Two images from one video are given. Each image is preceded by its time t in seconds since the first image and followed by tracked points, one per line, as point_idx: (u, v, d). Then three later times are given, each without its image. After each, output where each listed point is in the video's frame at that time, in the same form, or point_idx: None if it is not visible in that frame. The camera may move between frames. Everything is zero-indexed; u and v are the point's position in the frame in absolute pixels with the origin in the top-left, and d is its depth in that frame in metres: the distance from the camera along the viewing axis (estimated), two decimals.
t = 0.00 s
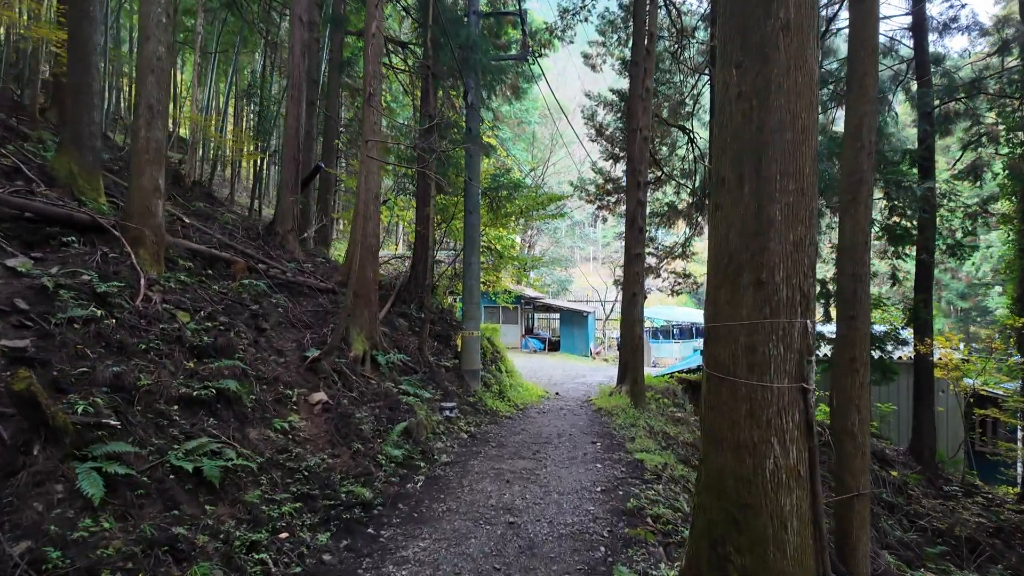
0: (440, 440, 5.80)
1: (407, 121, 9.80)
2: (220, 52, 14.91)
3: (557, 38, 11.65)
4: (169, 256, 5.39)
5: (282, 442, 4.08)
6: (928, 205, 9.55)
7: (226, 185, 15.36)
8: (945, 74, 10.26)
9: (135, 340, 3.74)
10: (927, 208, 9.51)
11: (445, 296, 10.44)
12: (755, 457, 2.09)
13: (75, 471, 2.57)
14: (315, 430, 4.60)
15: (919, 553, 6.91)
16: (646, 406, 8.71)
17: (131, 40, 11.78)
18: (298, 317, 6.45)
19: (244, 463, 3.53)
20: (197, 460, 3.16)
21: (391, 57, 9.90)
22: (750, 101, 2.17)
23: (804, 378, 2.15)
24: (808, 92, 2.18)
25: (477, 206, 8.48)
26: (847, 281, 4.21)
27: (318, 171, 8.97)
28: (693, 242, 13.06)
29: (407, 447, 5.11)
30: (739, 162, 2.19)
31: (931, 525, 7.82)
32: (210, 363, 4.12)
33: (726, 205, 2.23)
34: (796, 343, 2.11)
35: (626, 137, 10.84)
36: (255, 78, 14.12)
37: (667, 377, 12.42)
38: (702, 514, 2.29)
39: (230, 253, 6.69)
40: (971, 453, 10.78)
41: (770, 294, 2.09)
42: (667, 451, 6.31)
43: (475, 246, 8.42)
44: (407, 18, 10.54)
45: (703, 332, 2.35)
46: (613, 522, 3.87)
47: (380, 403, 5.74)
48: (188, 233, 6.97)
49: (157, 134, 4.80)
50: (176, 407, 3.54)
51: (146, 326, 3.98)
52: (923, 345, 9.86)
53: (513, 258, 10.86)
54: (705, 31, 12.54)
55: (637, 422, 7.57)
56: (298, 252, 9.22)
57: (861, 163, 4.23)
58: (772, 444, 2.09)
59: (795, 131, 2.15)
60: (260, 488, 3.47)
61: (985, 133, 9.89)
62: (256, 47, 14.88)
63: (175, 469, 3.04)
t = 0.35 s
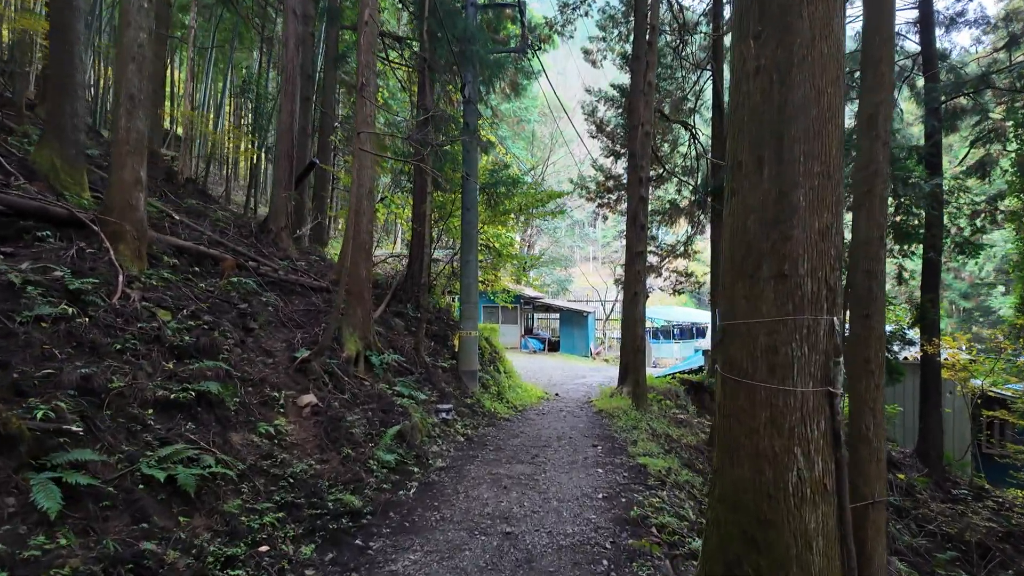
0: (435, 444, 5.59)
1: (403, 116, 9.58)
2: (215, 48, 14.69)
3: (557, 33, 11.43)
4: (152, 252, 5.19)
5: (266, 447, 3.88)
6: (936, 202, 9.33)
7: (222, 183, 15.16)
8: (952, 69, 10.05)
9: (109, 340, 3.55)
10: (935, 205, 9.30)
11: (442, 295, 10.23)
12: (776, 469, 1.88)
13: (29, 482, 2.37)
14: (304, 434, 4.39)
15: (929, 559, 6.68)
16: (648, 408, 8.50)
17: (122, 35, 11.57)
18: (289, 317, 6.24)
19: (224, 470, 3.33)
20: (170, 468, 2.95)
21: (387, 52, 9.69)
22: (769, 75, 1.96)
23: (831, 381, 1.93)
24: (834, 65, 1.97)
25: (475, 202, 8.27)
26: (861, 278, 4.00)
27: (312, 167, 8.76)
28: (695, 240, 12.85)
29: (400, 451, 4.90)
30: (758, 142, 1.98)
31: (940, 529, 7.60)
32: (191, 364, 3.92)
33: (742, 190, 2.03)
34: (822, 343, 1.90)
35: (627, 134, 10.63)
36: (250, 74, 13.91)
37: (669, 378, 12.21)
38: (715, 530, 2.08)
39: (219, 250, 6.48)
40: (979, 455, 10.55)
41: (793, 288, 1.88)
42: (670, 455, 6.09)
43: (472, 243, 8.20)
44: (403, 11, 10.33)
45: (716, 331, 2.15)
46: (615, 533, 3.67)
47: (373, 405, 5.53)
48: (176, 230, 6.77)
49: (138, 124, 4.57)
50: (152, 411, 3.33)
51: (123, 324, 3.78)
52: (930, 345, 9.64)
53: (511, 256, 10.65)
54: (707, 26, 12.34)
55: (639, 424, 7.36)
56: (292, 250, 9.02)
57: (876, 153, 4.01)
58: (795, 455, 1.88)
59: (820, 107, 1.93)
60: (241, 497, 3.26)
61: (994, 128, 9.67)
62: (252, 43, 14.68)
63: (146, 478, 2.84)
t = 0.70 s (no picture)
0: (427, 451, 5.34)
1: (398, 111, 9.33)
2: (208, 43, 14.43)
3: (556, 26, 11.16)
4: (128, 249, 4.93)
5: (243, 458, 3.62)
6: (945, 199, 9.08)
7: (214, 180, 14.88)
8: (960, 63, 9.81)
9: (71, 343, 3.31)
10: (943, 202, 9.06)
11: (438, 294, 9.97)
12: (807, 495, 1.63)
13: None
14: (285, 442, 4.14)
15: (941, 569, 6.44)
16: (649, 410, 8.21)
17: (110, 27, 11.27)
18: (275, 317, 5.98)
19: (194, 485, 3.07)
20: (130, 484, 2.68)
21: (381, 44, 9.43)
22: (800, 42, 1.71)
23: (872, 395, 1.67)
24: (875, 30, 1.71)
25: (471, 198, 8.01)
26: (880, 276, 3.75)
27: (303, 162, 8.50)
28: (696, 239, 12.60)
29: (390, 459, 4.64)
30: (786, 119, 1.74)
31: (950, 536, 7.34)
32: (163, 368, 3.65)
33: (768, 173, 1.78)
34: (861, 350, 1.64)
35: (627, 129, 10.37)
36: (243, 69, 13.63)
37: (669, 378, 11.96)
38: (736, 561, 1.82)
39: (203, 248, 6.21)
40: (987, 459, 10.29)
41: (827, 286, 1.63)
42: (674, 461, 5.83)
43: (468, 241, 7.95)
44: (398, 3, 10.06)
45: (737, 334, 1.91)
46: (617, 551, 3.41)
47: (361, 410, 5.28)
48: (158, 226, 6.50)
49: (111, 113, 4.29)
50: (115, 420, 3.07)
51: (88, 326, 3.54)
52: (937, 346, 9.40)
53: (508, 255, 10.39)
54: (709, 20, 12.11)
55: (640, 428, 7.10)
56: (282, 248, 8.75)
57: (895, 143, 3.76)
58: (830, 479, 1.62)
59: (859, 77, 1.67)
60: (211, 515, 2.99)
61: (1004, 123, 9.43)
62: (245, 38, 14.40)
63: (102, 497, 2.57)
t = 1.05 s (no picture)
0: (413, 455, 5.09)
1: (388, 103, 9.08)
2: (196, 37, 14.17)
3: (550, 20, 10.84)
4: (95, 242, 4.70)
5: (210, 465, 3.36)
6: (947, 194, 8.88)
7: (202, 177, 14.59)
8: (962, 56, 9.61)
9: (20, 342, 3.12)
10: (945, 197, 8.86)
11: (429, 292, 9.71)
12: (833, 515, 1.39)
13: None
14: (259, 447, 3.89)
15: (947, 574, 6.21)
16: (646, 411, 7.93)
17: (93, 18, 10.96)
18: (256, 315, 5.72)
19: (152, 495, 2.82)
20: (73, 496, 2.42)
21: (371, 35, 9.19)
22: None
23: (908, 398, 1.43)
24: None
25: (462, 192, 7.76)
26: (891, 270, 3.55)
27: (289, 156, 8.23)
28: (693, 236, 12.39)
29: (372, 464, 4.39)
30: (808, 79, 1.50)
31: (955, 540, 7.12)
32: (124, 368, 3.41)
33: (786, 140, 1.54)
34: (896, 346, 1.41)
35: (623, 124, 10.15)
36: (231, 63, 13.36)
37: (665, 378, 11.73)
38: None
39: (180, 242, 5.95)
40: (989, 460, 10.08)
41: (856, 272, 1.40)
42: (672, 465, 5.60)
43: (459, 237, 7.70)
44: None
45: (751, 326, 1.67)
46: (613, 563, 3.18)
47: (344, 412, 5.03)
48: (135, 220, 6.23)
49: (74, 96, 4.02)
50: (63, 424, 2.85)
51: (41, 323, 3.34)
52: (938, 345, 9.20)
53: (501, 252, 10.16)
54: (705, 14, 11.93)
55: (636, 430, 6.87)
56: (267, 245, 8.49)
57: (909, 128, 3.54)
58: (860, 497, 1.38)
59: (893, 28, 1.43)
60: (169, 528, 2.74)
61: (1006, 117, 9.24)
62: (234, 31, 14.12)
63: (39, 511, 2.31)
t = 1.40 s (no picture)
0: (400, 465, 4.79)
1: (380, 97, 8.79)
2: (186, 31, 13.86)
3: (546, 12, 10.42)
4: (57, 238, 4.43)
5: (171, 481, 3.06)
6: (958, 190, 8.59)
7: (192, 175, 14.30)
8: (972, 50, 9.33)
9: None
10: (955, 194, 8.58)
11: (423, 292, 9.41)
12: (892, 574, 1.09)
13: None
14: (230, 460, 3.59)
15: None
16: (647, 415, 7.63)
17: (77, 10, 10.66)
18: (236, 316, 5.43)
19: (97, 519, 2.54)
20: None
21: (362, 26, 8.90)
22: None
23: (986, 427, 1.13)
24: None
25: (455, 188, 7.47)
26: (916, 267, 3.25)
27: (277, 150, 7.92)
28: (694, 234, 12.10)
29: (354, 477, 4.09)
30: (856, 28, 1.21)
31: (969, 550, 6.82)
32: (75, 376, 3.12)
33: (827, 105, 1.25)
34: (973, 361, 1.11)
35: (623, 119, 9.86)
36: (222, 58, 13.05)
37: (666, 380, 11.45)
38: None
39: (157, 240, 5.65)
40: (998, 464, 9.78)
41: (921, 266, 1.10)
42: (674, 475, 5.30)
43: (453, 234, 7.41)
44: None
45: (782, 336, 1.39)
46: None
47: (327, 420, 4.74)
48: (111, 216, 5.94)
49: (30, 80, 3.73)
50: None
51: None
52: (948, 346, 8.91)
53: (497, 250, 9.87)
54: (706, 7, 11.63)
55: (636, 436, 6.57)
56: (254, 243, 8.19)
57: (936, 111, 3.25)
58: (928, 553, 1.08)
59: None
60: (114, 558, 2.45)
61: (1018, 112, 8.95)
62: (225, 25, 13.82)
63: None
